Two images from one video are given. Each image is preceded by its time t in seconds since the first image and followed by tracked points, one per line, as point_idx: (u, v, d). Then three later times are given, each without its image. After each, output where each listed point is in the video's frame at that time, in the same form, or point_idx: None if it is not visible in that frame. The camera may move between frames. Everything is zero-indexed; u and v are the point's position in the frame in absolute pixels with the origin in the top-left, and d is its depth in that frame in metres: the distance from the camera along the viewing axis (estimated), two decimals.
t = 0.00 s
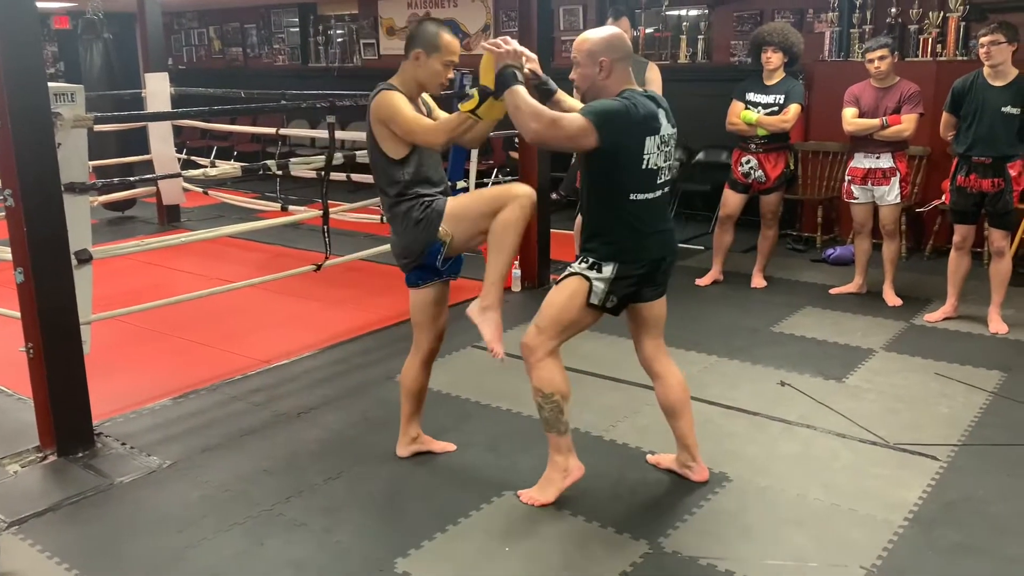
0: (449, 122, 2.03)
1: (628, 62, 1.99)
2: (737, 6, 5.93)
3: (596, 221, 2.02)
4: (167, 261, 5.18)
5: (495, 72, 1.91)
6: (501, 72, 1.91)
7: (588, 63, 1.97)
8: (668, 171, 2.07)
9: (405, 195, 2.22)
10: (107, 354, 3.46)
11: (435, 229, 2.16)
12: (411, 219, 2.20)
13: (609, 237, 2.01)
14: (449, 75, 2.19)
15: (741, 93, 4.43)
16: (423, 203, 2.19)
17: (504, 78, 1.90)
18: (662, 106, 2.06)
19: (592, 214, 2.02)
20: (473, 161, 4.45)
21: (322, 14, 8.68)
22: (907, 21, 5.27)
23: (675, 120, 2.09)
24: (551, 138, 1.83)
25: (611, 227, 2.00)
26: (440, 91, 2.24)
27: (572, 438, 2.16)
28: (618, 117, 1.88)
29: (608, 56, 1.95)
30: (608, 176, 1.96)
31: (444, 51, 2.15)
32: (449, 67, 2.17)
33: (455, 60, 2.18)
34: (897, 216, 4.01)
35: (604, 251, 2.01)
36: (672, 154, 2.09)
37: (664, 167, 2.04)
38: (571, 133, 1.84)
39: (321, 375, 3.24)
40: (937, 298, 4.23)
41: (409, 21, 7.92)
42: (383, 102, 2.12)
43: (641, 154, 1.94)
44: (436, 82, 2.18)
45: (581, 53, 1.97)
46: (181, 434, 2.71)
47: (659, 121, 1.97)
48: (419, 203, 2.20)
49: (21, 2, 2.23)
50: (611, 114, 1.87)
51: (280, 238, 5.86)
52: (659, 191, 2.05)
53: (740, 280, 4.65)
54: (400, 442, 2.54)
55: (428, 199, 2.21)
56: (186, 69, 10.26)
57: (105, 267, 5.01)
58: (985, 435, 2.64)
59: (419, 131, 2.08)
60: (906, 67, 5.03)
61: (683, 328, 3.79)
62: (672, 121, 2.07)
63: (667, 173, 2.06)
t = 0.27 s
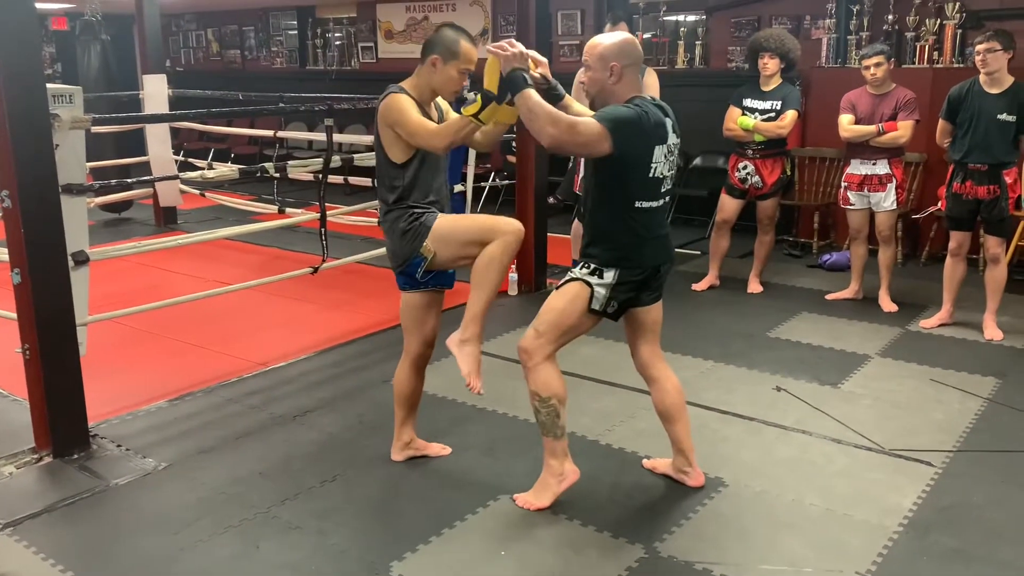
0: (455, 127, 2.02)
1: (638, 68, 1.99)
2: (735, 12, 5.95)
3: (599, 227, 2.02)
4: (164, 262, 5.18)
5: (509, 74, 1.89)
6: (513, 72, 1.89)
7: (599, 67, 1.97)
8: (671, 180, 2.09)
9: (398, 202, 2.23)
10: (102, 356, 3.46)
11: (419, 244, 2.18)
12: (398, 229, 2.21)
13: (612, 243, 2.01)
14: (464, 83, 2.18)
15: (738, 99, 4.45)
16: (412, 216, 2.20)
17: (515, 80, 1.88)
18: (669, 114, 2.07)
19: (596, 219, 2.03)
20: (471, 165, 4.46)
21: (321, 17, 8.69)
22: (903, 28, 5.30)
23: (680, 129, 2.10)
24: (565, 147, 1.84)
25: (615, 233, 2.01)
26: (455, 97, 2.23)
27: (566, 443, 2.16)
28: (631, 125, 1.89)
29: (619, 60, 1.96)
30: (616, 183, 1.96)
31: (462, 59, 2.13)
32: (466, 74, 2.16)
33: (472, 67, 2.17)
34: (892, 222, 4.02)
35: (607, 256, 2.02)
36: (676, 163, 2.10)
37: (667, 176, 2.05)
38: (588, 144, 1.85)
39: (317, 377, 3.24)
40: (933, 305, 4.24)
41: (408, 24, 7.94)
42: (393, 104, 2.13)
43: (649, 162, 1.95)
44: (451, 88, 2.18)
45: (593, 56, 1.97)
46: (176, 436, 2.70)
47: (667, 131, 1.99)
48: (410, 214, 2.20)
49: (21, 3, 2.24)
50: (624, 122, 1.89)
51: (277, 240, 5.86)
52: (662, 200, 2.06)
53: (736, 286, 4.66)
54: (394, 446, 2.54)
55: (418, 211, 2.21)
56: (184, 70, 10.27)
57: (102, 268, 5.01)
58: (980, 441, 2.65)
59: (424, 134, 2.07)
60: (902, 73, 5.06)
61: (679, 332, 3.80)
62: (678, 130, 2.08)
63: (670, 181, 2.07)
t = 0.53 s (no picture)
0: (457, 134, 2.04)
1: (650, 68, 2.00)
2: (734, 16, 5.97)
3: (627, 230, 2.02)
4: (162, 264, 5.17)
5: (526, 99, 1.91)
6: (529, 97, 1.90)
7: (611, 69, 1.97)
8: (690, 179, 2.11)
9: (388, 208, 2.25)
10: (100, 358, 3.45)
11: (406, 250, 2.19)
12: (388, 235, 2.23)
13: (643, 247, 2.01)
14: (461, 88, 2.18)
15: (737, 103, 4.47)
16: (401, 221, 2.21)
17: (533, 103, 1.89)
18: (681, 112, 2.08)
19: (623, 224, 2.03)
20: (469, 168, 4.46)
21: (320, 20, 8.69)
22: (901, 33, 5.31)
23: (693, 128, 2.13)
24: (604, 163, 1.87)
25: (646, 236, 2.01)
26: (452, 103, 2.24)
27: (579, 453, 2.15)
28: (658, 128, 1.90)
29: (631, 61, 1.96)
30: (645, 186, 1.96)
31: (458, 64, 2.14)
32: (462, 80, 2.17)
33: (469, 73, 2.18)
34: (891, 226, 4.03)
35: (638, 260, 2.02)
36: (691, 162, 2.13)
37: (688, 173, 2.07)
38: (624, 156, 1.87)
39: (315, 380, 3.24)
40: (931, 309, 4.25)
41: (407, 27, 7.95)
42: (389, 108, 2.13)
43: (675, 163, 1.97)
44: (446, 94, 2.18)
45: (605, 57, 1.97)
46: (174, 439, 2.70)
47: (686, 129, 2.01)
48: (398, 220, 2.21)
49: (20, 5, 2.24)
50: (650, 125, 1.89)
51: (275, 243, 5.85)
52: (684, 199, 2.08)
53: (734, 289, 4.66)
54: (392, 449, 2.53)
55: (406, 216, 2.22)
56: (183, 73, 10.27)
57: (100, 270, 5.00)
58: (977, 446, 2.65)
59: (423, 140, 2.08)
60: (900, 78, 5.07)
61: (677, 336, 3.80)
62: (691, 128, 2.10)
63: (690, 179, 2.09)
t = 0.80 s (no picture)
0: (439, 147, 2.07)
1: (663, 69, 1.97)
2: (733, 17, 5.98)
3: (644, 238, 1.97)
4: (162, 266, 5.17)
5: (511, 121, 1.92)
6: (514, 117, 1.92)
7: (626, 67, 1.93)
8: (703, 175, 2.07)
9: (382, 219, 2.25)
10: (101, 359, 3.45)
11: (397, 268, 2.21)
12: (380, 249, 2.24)
13: (663, 252, 1.96)
14: (450, 86, 2.16)
15: (736, 105, 4.46)
16: (393, 236, 2.22)
17: (521, 122, 1.90)
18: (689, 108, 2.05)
19: (641, 230, 1.97)
20: (469, 169, 4.47)
21: (320, 21, 8.70)
22: (900, 35, 5.32)
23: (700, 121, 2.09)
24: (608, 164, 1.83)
25: (663, 240, 1.96)
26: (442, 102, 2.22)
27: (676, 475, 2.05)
28: (668, 126, 1.86)
29: (646, 61, 1.93)
30: (659, 190, 1.91)
31: (445, 63, 2.13)
32: (451, 78, 2.15)
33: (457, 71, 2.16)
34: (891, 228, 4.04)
35: (661, 269, 1.96)
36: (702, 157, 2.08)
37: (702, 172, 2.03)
38: (626, 150, 1.81)
39: (316, 381, 3.24)
40: (930, 310, 4.25)
41: (407, 29, 7.96)
42: (376, 112, 2.16)
43: (688, 162, 1.92)
44: (434, 93, 2.16)
45: (619, 55, 1.93)
46: (174, 440, 2.70)
47: (696, 126, 1.96)
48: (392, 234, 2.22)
49: (20, 7, 2.24)
50: (660, 123, 1.85)
51: (276, 244, 5.86)
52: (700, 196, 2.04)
53: (734, 291, 4.67)
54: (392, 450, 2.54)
55: (400, 230, 2.22)
56: (183, 74, 10.28)
57: (100, 272, 5.00)
58: (977, 447, 2.65)
59: (407, 150, 2.11)
60: (900, 79, 5.07)
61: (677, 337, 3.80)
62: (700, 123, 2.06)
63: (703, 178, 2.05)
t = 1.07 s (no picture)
0: (384, 179, 2.07)
1: (680, 62, 1.93)
2: (734, 16, 5.98)
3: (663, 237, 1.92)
4: (163, 266, 5.18)
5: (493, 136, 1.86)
6: (496, 133, 1.86)
7: (644, 59, 1.89)
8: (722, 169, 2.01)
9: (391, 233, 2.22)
10: (103, 359, 3.46)
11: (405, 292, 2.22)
12: (388, 267, 2.24)
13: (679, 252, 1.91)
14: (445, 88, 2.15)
15: (738, 103, 4.48)
16: (404, 257, 2.21)
17: (504, 133, 1.85)
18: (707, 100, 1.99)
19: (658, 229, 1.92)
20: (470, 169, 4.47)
21: (321, 21, 8.71)
22: (902, 33, 5.32)
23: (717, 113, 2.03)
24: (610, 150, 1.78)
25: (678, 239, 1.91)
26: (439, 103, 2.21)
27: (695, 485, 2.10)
28: (678, 118, 1.81)
29: (664, 53, 1.89)
30: (675, 186, 1.86)
31: (440, 64, 2.11)
32: (445, 80, 2.13)
33: (453, 71, 2.14)
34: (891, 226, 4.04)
35: (680, 269, 1.92)
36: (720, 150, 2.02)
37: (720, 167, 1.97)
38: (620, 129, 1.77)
39: (317, 380, 3.25)
40: (931, 309, 4.25)
41: (407, 29, 7.96)
42: (364, 117, 2.15)
43: (705, 155, 1.87)
44: (432, 94, 2.15)
45: (637, 48, 1.88)
46: (177, 439, 2.71)
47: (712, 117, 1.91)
48: (404, 256, 2.21)
49: (22, 8, 2.25)
50: (668, 115, 1.80)
51: (277, 244, 5.87)
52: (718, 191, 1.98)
53: (735, 290, 4.67)
54: (394, 449, 2.55)
55: (411, 251, 2.21)
56: (184, 75, 10.30)
57: (102, 272, 5.01)
58: (978, 445, 2.65)
59: (362, 172, 2.11)
60: (901, 78, 5.07)
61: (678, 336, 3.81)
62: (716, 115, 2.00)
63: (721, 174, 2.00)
